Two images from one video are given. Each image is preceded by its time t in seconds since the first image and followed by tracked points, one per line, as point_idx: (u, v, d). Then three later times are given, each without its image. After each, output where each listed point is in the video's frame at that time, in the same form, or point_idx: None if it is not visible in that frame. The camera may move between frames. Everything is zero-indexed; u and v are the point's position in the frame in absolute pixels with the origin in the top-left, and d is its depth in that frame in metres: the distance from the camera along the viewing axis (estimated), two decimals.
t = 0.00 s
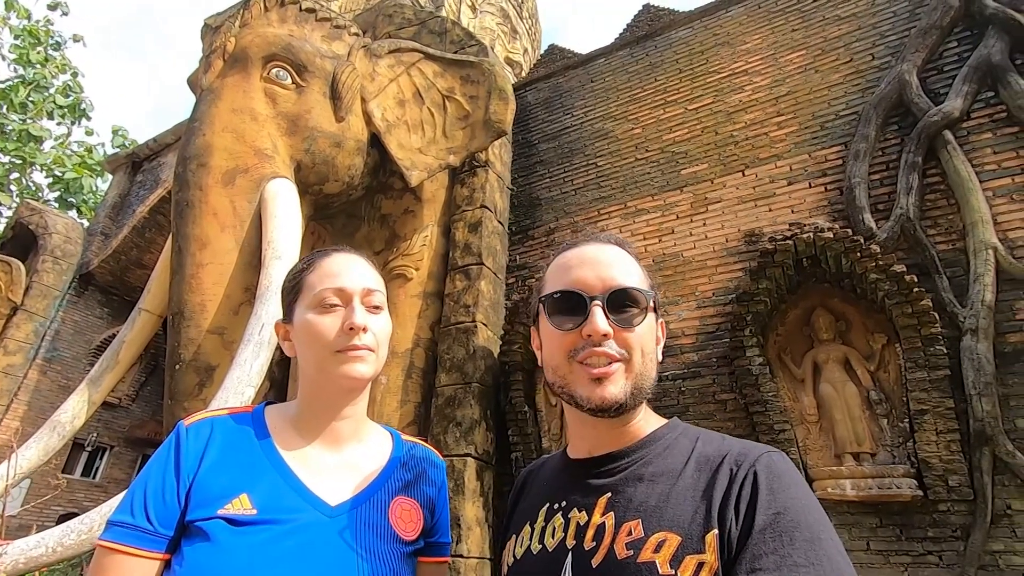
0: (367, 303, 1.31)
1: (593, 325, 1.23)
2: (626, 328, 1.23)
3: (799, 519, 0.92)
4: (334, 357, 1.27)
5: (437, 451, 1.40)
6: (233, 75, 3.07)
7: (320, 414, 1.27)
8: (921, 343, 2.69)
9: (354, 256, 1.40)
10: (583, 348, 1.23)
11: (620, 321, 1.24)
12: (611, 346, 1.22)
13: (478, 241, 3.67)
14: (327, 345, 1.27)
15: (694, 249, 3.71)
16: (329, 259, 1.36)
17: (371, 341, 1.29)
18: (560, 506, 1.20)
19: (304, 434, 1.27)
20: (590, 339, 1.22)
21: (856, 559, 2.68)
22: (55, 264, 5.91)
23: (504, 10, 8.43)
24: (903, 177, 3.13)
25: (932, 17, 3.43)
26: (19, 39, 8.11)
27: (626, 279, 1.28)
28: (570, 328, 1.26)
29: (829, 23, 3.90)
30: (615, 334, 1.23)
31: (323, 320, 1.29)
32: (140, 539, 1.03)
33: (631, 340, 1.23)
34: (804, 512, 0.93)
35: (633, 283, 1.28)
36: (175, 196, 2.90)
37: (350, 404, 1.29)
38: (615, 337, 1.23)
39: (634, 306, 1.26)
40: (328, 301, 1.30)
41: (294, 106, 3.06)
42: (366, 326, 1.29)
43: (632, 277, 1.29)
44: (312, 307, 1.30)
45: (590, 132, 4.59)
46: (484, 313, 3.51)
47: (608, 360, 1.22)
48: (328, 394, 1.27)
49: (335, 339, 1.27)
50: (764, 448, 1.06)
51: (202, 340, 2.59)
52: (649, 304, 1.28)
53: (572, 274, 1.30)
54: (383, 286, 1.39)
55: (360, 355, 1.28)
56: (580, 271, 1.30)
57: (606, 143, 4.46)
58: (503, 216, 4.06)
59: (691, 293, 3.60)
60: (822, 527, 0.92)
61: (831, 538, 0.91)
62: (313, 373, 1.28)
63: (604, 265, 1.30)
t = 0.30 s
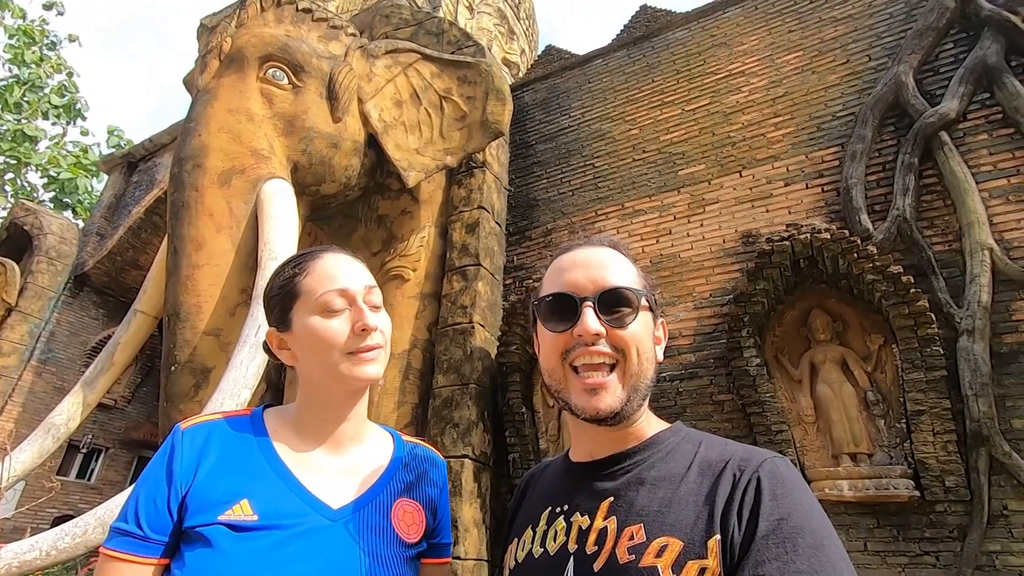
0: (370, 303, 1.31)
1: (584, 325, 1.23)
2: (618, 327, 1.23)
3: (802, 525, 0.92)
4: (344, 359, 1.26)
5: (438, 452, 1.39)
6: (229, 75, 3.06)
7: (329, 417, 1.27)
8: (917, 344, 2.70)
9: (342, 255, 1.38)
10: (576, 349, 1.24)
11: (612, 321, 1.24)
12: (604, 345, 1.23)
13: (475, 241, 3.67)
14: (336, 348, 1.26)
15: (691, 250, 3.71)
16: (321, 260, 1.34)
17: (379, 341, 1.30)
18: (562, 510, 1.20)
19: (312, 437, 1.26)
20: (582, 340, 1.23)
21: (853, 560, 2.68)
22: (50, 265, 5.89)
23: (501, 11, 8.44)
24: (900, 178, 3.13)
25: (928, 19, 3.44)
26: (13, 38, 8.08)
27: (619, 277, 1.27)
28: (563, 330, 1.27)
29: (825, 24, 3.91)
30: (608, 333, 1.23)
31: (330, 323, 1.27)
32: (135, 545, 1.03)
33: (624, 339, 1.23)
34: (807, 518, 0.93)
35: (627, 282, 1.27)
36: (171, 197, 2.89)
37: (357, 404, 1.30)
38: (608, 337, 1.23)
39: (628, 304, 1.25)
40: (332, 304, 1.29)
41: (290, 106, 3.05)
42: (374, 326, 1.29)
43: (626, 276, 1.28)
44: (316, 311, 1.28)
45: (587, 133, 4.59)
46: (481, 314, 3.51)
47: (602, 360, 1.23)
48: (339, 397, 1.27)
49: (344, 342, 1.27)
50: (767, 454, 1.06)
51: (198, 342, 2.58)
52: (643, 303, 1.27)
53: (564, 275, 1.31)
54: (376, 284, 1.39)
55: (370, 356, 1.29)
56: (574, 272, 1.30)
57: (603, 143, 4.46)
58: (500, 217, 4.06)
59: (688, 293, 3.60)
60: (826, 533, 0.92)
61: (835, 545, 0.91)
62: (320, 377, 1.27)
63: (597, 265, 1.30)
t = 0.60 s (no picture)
0: (360, 299, 1.34)
1: (563, 324, 1.26)
2: (598, 324, 1.26)
3: (789, 518, 0.93)
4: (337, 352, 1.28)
5: (433, 450, 1.39)
6: (225, 77, 3.07)
7: (322, 409, 1.29)
8: (911, 342, 2.72)
9: (329, 253, 1.40)
10: (557, 347, 1.26)
11: (592, 319, 1.26)
12: (583, 342, 1.25)
13: (472, 242, 3.68)
14: (330, 342, 1.28)
15: (687, 249, 3.72)
16: (309, 258, 1.36)
17: (371, 334, 1.33)
18: (554, 503, 1.21)
19: (306, 431, 1.28)
20: (563, 339, 1.25)
21: (848, 557, 2.70)
22: (47, 268, 5.89)
23: (498, 11, 8.45)
24: (894, 177, 3.15)
25: (922, 19, 3.46)
26: (10, 41, 8.07)
27: (598, 277, 1.30)
28: (546, 330, 1.29)
29: (820, 24, 3.93)
30: (587, 331, 1.25)
31: (322, 318, 1.29)
32: (117, 528, 1.09)
33: (604, 336, 1.25)
34: (794, 511, 0.94)
35: (606, 281, 1.30)
36: (167, 199, 2.90)
37: (348, 397, 1.32)
38: (588, 334, 1.25)
39: (607, 303, 1.28)
40: (323, 299, 1.30)
41: (287, 108, 3.06)
42: (365, 320, 1.31)
43: (606, 276, 1.31)
44: (306, 306, 1.30)
45: (584, 133, 4.60)
46: (478, 315, 3.52)
47: (582, 356, 1.25)
48: (333, 391, 1.29)
49: (337, 335, 1.28)
50: (756, 449, 1.07)
51: (194, 343, 2.58)
52: (623, 301, 1.29)
53: (547, 279, 1.35)
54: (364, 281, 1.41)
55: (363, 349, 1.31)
56: (557, 276, 1.34)
57: (599, 144, 4.48)
58: (497, 218, 4.07)
59: (684, 293, 3.62)
60: (812, 526, 0.93)
61: (821, 538, 0.92)
62: (313, 372, 1.28)
63: (580, 268, 1.33)
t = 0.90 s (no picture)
0: (363, 313, 1.31)
1: (553, 325, 1.26)
2: (588, 324, 1.25)
3: (803, 528, 0.92)
4: (334, 368, 1.26)
5: (437, 455, 1.36)
6: (227, 79, 3.07)
7: (319, 422, 1.27)
8: (916, 343, 2.70)
9: (339, 262, 1.38)
10: (550, 349, 1.26)
11: (583, 319, 1.26)
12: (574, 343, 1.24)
13: (474, 243, 3.67)
14: (327, 358, 1.26)
15: (690, 250, 3.71)
16: (317, 268, 1.34)
17: (372, 349, 1.29)
18: (562, 510, 1.20)
19: (304, 444, 1.26)
20: (554, 340, 1.25)
21: (854, 560, 2.68)
22: (50, 269, 5.89)
23: (500, 12, 8.45)
24: (898, 177, 3.13)
25: (926, 18, 3.44)
26: (12, 42, 8.09)
27: (589, 277, 1.30)
28: (541, 334, 1.29)
29: (823, 24, 3.91)
30: (577, 331, 1.25)
31: (322, 332, 1.27)
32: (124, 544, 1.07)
33: (595, 336, 1.24)
34: (809, 522, 0.93)
35: (597, 280, 1.29)
36: (170, 201, 2.89)
37: (347, 412, 1.30)
38: (578, 334, 1.24)
39: (598, 302, 1.27)
40: (325, 313, 1.28)
41: (289, 109, 3.06)
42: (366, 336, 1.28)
43: (596, 276, 1.30)
44: (308, 319, 1.28)
45: (586, 134, 4.59)
46: (480, 316, 3.51)
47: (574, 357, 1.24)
48: (329, 406, 1.27)
49: (335, 350, 1.26)
50: (769, 458, 1.06)
51: (197, 345, 2.58)
52: (615, 299, 1.28)
53: (542, 284, 1.36)
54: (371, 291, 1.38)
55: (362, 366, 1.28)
56: (550, 280, 1.35)
57: (601, 144, 4.46)
58: (499, 219, 4.06)
59: (687, 294, 3.60)
60: (827, 537, 0.92)
61: (836, 549, 0.91)
62: (311, 385, 1.27)
63: (572, 270, 1.33)
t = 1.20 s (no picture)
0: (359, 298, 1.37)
1: (549, 326, 1.27)
2: (583, 323, 1.25)
3: (806, 529, 0.92)
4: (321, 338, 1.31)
5: (434, 452, 1.40)
6: (226, 78, 3.06)
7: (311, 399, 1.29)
8: (915, 341, 2.71)
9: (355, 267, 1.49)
10: (546, 350, 1.26)
11: (577, 318, 1.26)
12: (570, 342, 1.24)
13: (474, 242, 3.67)
14: (315, 331, 1.31)
15: (689, 249, 3.71)
16: (330, 265, 1.46)
17: (361, 325, 1.33)
18: (564, 510, 1.21)
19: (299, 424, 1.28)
20: (550, 341, 1.26)
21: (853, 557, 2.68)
22: (48, 268, 5.87)
23: (499, 10, 8.45)
24: (897, 175, 3.14)
25: (925, 16, 3.45)
26: (9, 41, 8.07)
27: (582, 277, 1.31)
28: (538, 335, 1.30)
29: (822, 22, 3.91)
30: (572, 330, 1.25)
31: (316, 309, 1.34)
32: (144, 548, 1.02)
33: (590, 334, 1.24)
34: (812, 522, 0.93)
35: (590, 280, 1.31)
36: (169, 200, 2.88)
37: (336, 395, 1.29)
38: (574, 334, 1.25)
39: (591, 300, 1.28)
40: (322, 294, 1.36)
41: (288, 108, 3.05)
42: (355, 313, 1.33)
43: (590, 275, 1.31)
44: (307, 301, 1.37)
45: (585, 133, 4.59)
46: (480, 315, 3.51)
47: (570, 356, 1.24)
48: (316, 383, 1.29)
49: (324, 323, 1.32)
50: (772, 458, 1.06)
51: (197, 344, 2.57)
52: (608, 298, 1.29)
53: (536, 286, 1.38)
54: (380, 292, 1.45)
55: (347, 341, 1.30)
56: (544, 281, 1.37)
57: (601, 143, 4.46)
58: (498, 217, 4.07)
59: (687, 292, 3.61)
60: (830, 538, 0.92)
61: (838, 549, 0.91)
62: (303, 359, 1.32)
63: (565, 271, 1.35)
